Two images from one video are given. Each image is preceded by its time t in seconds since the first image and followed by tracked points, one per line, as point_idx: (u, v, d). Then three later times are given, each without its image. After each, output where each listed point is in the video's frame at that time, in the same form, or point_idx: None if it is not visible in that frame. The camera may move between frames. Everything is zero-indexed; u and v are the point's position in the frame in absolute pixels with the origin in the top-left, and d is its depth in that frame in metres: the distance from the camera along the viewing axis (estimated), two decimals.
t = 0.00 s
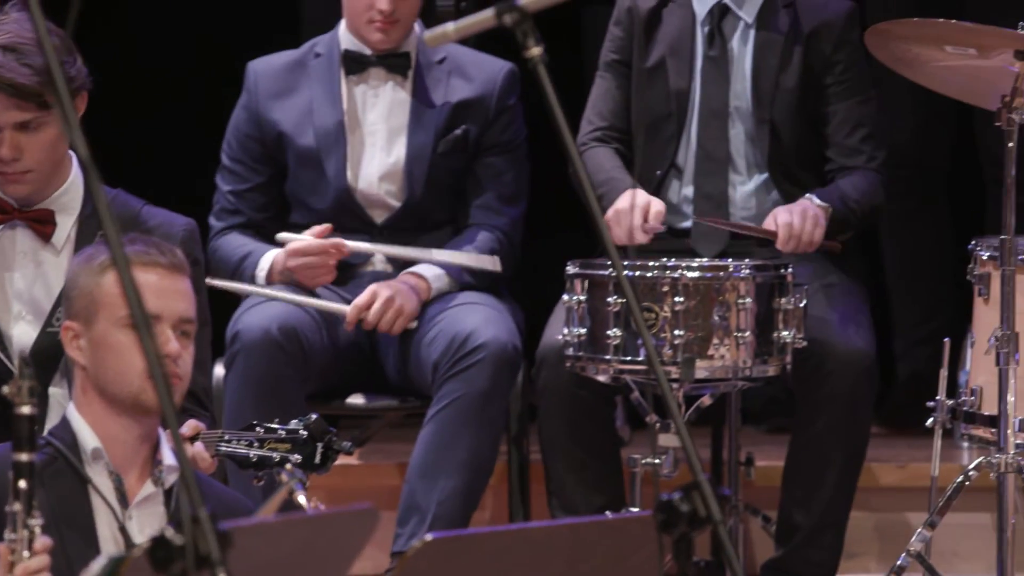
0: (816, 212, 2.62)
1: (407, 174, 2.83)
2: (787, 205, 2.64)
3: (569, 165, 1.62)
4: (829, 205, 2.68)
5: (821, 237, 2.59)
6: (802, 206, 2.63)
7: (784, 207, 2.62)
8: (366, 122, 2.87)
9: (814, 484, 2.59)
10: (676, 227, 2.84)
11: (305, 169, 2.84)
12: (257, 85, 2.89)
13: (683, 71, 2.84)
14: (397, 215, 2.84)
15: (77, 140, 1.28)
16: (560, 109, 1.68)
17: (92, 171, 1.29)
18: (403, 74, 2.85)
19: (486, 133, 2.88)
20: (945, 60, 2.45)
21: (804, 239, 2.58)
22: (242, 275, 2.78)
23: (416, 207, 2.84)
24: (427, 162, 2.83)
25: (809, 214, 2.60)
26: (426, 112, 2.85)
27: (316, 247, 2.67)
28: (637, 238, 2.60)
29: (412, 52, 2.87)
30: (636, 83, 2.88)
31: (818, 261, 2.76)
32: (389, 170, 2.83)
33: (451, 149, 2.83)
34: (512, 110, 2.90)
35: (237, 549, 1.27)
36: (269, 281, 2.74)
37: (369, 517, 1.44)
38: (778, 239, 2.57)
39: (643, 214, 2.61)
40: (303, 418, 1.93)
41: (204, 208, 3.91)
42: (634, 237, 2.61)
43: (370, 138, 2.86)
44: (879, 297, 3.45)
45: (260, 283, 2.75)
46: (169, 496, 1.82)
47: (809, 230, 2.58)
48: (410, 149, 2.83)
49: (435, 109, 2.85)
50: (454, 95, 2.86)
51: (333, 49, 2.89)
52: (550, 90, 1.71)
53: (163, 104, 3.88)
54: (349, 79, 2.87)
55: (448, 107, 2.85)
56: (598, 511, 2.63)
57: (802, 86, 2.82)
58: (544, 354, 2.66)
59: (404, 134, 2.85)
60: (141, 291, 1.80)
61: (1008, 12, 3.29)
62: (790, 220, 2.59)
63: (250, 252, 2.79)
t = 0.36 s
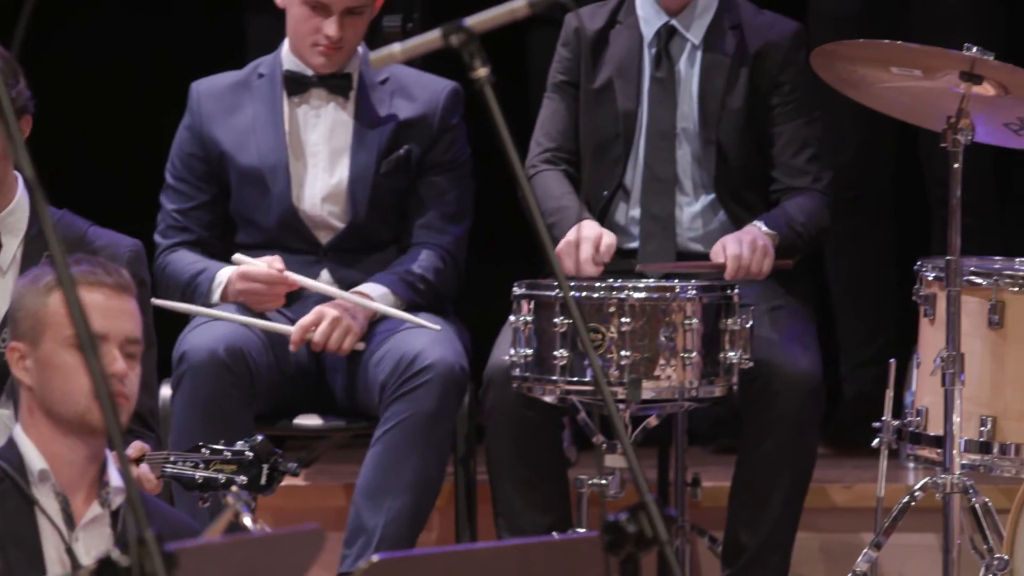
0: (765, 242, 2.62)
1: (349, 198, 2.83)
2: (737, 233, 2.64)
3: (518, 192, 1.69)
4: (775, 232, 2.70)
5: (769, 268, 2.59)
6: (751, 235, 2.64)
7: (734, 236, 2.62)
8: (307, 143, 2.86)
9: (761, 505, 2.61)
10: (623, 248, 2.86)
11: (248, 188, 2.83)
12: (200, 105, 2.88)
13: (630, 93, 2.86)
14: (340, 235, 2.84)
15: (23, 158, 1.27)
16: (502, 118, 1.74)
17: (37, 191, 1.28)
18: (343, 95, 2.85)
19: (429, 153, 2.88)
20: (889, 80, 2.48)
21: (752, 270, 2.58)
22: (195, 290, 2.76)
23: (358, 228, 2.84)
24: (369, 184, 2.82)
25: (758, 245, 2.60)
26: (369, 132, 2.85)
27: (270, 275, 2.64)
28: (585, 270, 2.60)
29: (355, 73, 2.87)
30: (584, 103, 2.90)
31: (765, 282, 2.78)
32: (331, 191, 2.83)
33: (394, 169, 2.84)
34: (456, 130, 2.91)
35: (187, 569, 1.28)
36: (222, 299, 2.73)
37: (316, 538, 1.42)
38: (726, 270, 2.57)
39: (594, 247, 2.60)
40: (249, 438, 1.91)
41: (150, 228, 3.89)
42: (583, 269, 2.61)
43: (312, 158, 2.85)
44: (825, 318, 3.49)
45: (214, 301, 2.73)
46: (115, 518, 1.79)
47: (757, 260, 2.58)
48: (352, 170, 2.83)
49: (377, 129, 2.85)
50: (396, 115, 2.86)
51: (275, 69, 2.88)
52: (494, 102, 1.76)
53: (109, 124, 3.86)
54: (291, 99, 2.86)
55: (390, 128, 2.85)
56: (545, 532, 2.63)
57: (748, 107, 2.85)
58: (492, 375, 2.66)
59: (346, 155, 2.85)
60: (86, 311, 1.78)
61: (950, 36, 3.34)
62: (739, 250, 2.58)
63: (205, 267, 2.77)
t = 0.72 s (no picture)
0: (715, 244, 2.63)
1: (303, 216, 2.82)
2: (687, 236, 2.65)
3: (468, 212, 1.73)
4: (727, 235, 2.70)
5: (722, 265, 2.59)
6: (702, 238, 2.65)
7: (684, 239, 2.63)
8: (262, 162, 2.86)
9: (711, 524, 2.62)
10: (573, 267, 2.87)
11: (201, 208, 2.83)
12: (153, 124, 2.86)
13: (580, 112, 2.88)
14: (293, 255, 2.83)
15: None
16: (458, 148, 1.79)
17: None
18: (299, 115, 2.84)
19: (382, 176, 2.88)
20: (840, 100, 2.50)
21: (705, 270, 2.58)
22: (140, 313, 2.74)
23: (310, 247, 2.82)
24: (324, 205, 2.82)
25: (708, 246, 2.62)
26: (321, 154, 2.84)
27: (201, 296, 2.63)
28: (535, 293, 2.60)
29: (308, 94, 2.86)
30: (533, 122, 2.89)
31: (716, 301, 2.80)
32: (286, 211, 2.82)
33: (349, 191, 2.83)
34: (411, 151, 2.91)
35: None
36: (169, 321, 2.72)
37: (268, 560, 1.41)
38: (678, 272, 2.57)
39: (544, 269, 2.61)
40: (198, 456, 1.88)
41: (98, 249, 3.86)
42: (532, 290, 2.61)
43: (266, 177, 2.85)
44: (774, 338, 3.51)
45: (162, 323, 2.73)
46: (65, 538, 1.77)
47: (709, 260, 2.59)
48: (307, 190, 2.82)
49: (330, 155, 2.84)
50: (350, 137, 2.86)
51: (229, 89, 2.87)
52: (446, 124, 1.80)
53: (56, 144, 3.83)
54: (246, 119, 2.86)
55: (343, 150, 2.84)
56: (495, 551, 2.63)
57: (698, 124, 2.87)
58: (442, 395, 2.66)
59: (300, 175, 2.85)
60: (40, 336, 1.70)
61: (900, 56, 3.39)
62: (689, 253, 2.59)
63: (146, 290, 2.75)
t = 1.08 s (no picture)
0: (667, 269, 2.65)
1: (255, 236, 2.81)
2: (639, 262, 2.67)
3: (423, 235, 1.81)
4: (679, 261, 2.72)
5: (673, 290, 2.61)
6: (653, 263, 2.66)
7: (636, 263, 2.64)
8: (213, 182, 2.84)
9: (663, 544, 2.62)
10: (525, 288, 2.88)
11: (152, 229, 2.81)
12: (104, 145, 2.84)
13: (533, 132, 2.89)
14: (244, 276, 2.82)
15: None
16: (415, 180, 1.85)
17: None
18: (249, 135, 2.84)
19: (335, 196, 2.87)
20: (792, 121, 2.52)
21: (656, 295, 2.60)
22: (91, 335, 2.72)
23: (263, 268, 2.81)
24: (276, 224, 2.81)
25: (660, 271, 2.63)
26: (274, 173, 2.84)
27: (156, 311, 2.61)
28: (487, 303, 2.61)
29: (259, 114, 2.86)
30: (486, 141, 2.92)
31: (669, 322, 2.82)
32: (237, 232, 2.82)
33: (301, 211, 2.82)
34: (362, 171, 2.91)
35: None
36: (118, 340, 2.69)
37: None
38: (630, 297, 2.58)
39: (493, 277, 2.62)
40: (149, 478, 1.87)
41: (48, 269, 3.83)
42: (483, 302, 2.61)
43: (218, 198, 2.84)
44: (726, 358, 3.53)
45: (110, 342, 2.70)
46: (16, 562, 1.70)
47: (660, 286, 2.60)
48: (257, 211, 2.81)
49: (284, 171, 2.84)
50: (302, 156, 2.85)
51: (180, 110, 2.86)
52: (401, 153, 1.85)
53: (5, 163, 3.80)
54: (197, 139, 2.85)
55: (295, 170, 2.84)
56: (447, 572, 2.62)
57: (652, 144, 2.88)
58: (394, 416, 2.65)
59: (252, 195, 2.84)
60: None
61: (851, 79, 3.44)
62: (641, 275, 2.60)
63: (98, 312, 2.73)
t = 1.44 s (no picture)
0: (617, 270, 2.66)
1: (208, 258, 2.80)
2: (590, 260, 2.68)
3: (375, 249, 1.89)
4: (631, 268, 2.74)
5: (622, 291, 2.63)
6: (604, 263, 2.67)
7: (586, 261, 2.65)
8: (167, 204, 2.83)
9: (618, 564, 2.63)
10: (479, 308, 2.88)
11: (105, 250, 2.79)
12: (57, 165, 2.82)
13: (485, 153, 2.90)
14: (197, 297, 2.81)
15: None
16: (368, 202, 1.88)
17: None
18: (203, 156, 2.83)
19: (289, 216, 2.87)
20: (746, 141, 2.54)
21: (604, 293, 2.61)
22: (46, 356, 2.69)
23: (216, 290, 2.80)
24: (229, 245, 2.80)
25: (610, 270, 2.64)
26: (227, 192, 2.83)
27: (115, 337, 2.63)
28: (441, 332, 2.61)
29: (213, 134, 2.84)
30: (438, 165, 2.92)
31: (622, 342, 2.83)
32: (191, 252, 2.81)
33: (254, 232, 2.82)
34: (316, 192, 2.90)
35: None
36: (73, 362, 2.67)
37: None
38: (578, 289, 2.59)
39: (447, 307, 2.62)
40: (103, 500, 2.02)
41: None
42: (437, 330, 2.62)
43: (172, 220, 2.82)
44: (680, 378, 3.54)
45: (65, 365, 2.67)
46: None
47: (609, 283, 2.62)
48: (211, 232, 2.80)
49: (237, 192, 2.83)
50: (256, 177, 2.84)
51: (134, 131, 2.84)
52: (354, 174, 1.87)
53: None
54: (150, 160, 2.83)
55: (250, 190, 2.83)
56: None
57: (604, 165, 2.90)
58: (348, 436, 2.65)
59: (206, 216, 2.83)
60: None
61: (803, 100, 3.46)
62: (590, 272, 2.61)
63: (55, 332, 2.70)
